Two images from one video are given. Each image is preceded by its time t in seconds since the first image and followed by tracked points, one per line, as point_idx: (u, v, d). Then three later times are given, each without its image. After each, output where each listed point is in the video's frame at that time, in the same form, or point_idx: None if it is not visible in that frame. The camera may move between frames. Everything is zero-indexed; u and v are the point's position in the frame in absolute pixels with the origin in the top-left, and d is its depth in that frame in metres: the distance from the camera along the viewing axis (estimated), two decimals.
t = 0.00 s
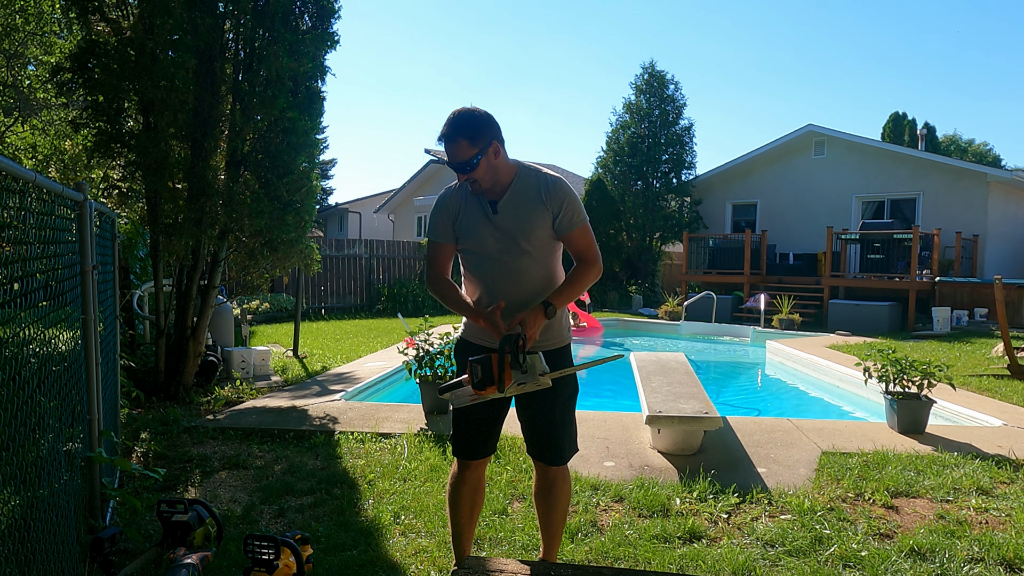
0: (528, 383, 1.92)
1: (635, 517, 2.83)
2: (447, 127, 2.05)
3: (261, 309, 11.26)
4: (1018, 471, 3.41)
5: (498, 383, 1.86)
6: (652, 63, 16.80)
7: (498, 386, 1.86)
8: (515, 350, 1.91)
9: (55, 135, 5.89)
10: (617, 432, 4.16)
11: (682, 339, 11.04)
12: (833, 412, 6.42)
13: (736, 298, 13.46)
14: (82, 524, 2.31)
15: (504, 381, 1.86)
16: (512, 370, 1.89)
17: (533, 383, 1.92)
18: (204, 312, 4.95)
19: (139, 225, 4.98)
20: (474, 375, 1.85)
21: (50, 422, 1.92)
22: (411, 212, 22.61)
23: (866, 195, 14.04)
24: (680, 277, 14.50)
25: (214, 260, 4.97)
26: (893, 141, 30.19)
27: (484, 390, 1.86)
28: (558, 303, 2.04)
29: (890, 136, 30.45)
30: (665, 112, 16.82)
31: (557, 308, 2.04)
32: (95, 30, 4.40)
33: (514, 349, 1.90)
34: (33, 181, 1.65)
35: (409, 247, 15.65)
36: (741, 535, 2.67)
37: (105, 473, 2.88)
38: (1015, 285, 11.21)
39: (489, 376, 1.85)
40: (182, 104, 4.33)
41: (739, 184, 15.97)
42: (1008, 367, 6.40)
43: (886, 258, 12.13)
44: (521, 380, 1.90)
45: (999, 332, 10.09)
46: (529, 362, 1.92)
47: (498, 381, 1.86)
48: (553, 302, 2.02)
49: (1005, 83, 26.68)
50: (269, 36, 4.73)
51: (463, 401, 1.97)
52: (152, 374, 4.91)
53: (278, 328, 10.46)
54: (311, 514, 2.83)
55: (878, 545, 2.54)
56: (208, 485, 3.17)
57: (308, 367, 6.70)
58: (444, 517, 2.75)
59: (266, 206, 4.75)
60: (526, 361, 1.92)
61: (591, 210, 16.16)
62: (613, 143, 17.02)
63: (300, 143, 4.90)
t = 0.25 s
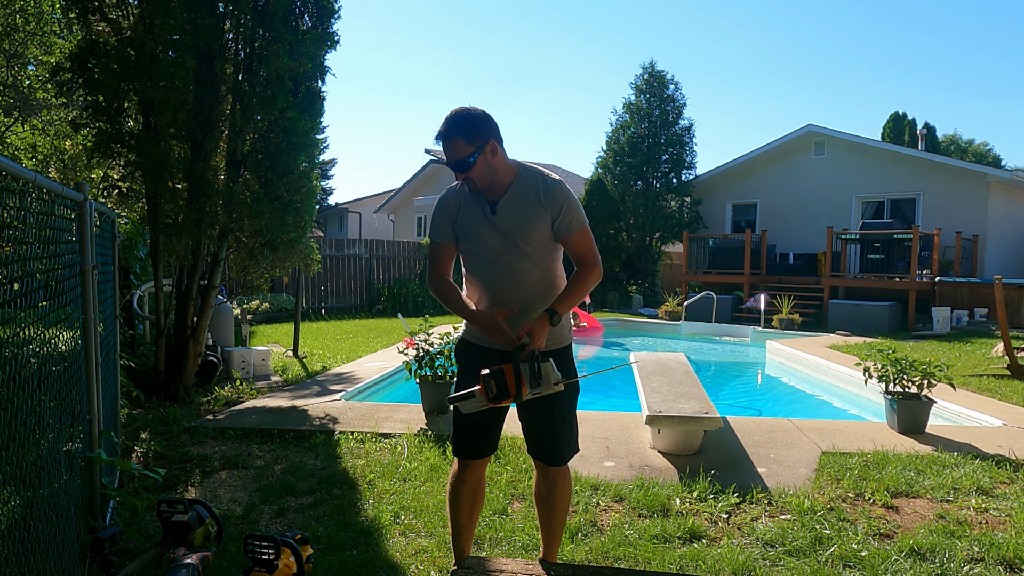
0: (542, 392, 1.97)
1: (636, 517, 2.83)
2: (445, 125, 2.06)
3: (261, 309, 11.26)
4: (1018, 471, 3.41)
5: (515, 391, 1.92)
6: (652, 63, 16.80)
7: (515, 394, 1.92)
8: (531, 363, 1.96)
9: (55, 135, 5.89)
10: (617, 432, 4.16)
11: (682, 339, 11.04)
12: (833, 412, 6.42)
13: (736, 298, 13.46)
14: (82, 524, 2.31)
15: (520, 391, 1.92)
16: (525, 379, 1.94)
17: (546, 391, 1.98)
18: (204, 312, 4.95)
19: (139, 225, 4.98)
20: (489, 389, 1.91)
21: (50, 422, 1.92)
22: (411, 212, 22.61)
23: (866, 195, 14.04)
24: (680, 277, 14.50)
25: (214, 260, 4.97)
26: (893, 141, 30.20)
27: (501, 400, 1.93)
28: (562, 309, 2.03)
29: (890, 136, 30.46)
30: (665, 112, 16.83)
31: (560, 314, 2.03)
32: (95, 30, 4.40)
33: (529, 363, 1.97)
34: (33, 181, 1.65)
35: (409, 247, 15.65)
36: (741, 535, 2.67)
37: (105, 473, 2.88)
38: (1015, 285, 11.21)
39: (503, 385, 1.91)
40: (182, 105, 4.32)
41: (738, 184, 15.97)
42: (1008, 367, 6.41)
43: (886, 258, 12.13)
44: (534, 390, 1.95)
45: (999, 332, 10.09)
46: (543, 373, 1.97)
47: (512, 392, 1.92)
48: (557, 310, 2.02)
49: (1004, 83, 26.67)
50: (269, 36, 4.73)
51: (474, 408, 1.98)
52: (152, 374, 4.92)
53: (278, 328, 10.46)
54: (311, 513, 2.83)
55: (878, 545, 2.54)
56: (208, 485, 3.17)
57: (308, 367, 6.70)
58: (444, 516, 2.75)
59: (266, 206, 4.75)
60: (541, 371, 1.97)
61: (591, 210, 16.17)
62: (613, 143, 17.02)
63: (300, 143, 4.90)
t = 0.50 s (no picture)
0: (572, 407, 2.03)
1: (636, 517, 2.83)
2: (448, 118, 2.10)
3: (261, 309, 11.26)
4: (1018, 470, 3.41)
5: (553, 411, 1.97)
6: (652, 64, 16.80)
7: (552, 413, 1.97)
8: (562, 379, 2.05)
9: (55, 135, 5.90)
10: (617, 432, 4.16)
11: (682, 339, 11.04)
12: (833, 412, 6.43)
13: (736, 297, 13.46)
14: (82, 524, 2.31)
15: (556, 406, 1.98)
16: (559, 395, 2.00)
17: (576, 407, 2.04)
18: (204, 312, 4.95)
19: (139, 225, 4.98)
20: (524, 403, 1.96)
21: (50, 422, 1.92)
22: (411, 212, 22.60)
23: (866, 195, 14.04)
24: (680, 277, 14.50)
25: (214, 260, 4.97)
26: (893, 141, 30.20)
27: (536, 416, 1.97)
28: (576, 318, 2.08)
29: (890, 136, 30.44)
30: (665, 112, 16.83)
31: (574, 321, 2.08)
32: (95, 30, 4.40)
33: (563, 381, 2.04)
34: (33, 181, 1.65)
35: (409, 247, 15.65)
36: (741, 535, 2.67)
37: (105, 473, 2.88)
38: (1015, 285, 11.21)
39: (541, 403, 1.96)
40: (182, 104, 4.32)
41: (738, 184, 15.97)
42: (1008, 367, 6.40)
43: (886, 258, 12.13)
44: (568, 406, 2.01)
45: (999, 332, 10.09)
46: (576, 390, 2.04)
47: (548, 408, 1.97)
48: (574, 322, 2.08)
49: (1004, 83, 26.66)
50: (269, 36, 4.73)
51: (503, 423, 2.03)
52: (152, 374, 4.92)
53: (278, 328, 10.46)
54: (311, 514, 2.83)
55: (878, 545, 2.54)
56: (208, 485, 3.17)
57: (308, 367, 6.70)
58: (444, 516, 2.75)
59: (266, 206, 4.75)
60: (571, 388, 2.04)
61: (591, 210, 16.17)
62: (613, 143, 17.02)
63: (300, 143, 4.90)
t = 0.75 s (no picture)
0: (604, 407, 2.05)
1: (636, 517, 2.83)
2: (462, 113, 2.12)
3: (261, 309, 11.26)
4: (1018, 471, 3.41)
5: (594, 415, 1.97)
6: (652, 64, 16.80)
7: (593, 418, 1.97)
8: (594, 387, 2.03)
9: (55, 134, 5.89)
10: (617, 432, 4.16)
11: (682, 339, 11.04)
12: (833, 412, 6.43)
13: (736, 297, 13.46)
14: (82, 524, 2.31)
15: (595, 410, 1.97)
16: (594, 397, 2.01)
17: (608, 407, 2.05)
18: (204, 312, 4.95)
19: (139, 225, 4.97)
20: (564, 411, 1.94)
21: (50, 422, 1.92)
22: (411, 212, 22.59)
23: (866, 195, 14.04)
24: (680, 277, 14.50)
25: (214, 260, 4.97)
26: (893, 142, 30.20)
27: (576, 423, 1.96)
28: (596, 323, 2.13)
29: (890, 136, 30.44)
30: (665, 112, 16.83)
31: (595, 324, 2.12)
32: (95, 30, 4.40)
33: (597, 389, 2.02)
34: (33, 181, 1.65)
35: (409, 247, 15.65)
36: (741, 535, 2.67)
37: (105, 473, 2.88)
38: (1015, 285, 11.21)
39: (581, 408, 1.95)
40: (182, 105, 4.32)
41: (738, 184, 15.97)
42: (1008, 368, 6.40)
43: (886, 258, 12.12)
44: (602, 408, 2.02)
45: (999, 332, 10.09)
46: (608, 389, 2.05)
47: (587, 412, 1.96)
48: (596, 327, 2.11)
49: (1004, 83, 26.67)
50: (269, 36, 4.73)
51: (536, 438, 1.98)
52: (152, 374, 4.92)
53: (278, 328, 10.46)
54: (311, 514, 2.82)
55: (878, 545, 2.54)
56: (208, 485, 3.17)
57: (308, 367, 6.70)
58: (444, 517, 2.75)
59: (266, 206, 4.75)
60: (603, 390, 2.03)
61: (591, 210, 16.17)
62: (613, 143, 17.02)
63: (300, 143, 4.90)
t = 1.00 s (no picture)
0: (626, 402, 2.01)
1: (636, 517, 2.83)
2: (492, 105, 2.14)
3: (261, 309, 11.26)
4: (1018, 471, 3.41)
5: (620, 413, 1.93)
6: (652, 64, 16.81)
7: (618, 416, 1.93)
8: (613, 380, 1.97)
9: (55, 135, 5.89)
10: (618, 432, 4.16)
11: (682, 339, 11.03)
12: (833, 412, 6.43)
13: (736, 297, 13.45)
14: (82, 524, 2.31)
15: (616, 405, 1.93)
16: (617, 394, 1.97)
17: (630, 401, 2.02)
18: (204, 312, 4.95)
19: (139, 225, 4.97)
20: (591, 412, 1.88)
21: (50, 422, 1.92)
22: (411, 212, 22.58)
23: (866, 195, 14.04)
24: (680, 277, 14.50)
25: (214, 260, 4.97)
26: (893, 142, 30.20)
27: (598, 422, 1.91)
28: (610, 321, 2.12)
29: (890, 136, 30.43)
30: (665, 112, 16.84)
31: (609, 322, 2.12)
32: (95, 30, 4.40)
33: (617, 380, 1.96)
34: (33, 181, 1.65)
35: (409, 247, 15.64)
36: (741, 535, 2.67)
37: (105, 473, 2.88)
38: (1015, 285, 11.21)
39: (607, 408, 1.89)
40: (181, 105, 4.32)
41: (738, 184, 15.97)
42: (1008, 368, 6.40)
43: (886, 258, 12.13)
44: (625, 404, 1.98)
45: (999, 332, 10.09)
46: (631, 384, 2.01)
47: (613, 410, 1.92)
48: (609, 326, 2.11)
49: (1004, 83, 26.66)
50: (269, 36, 4.73)
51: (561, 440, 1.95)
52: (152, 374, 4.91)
53: (278, 328, 10.46)
54: (311, 514, 2.83)
55: (878, 545, 2.54)
56: (208, 485, 3.17)
57: (308, 367, 6.70)
58: (444, 517, 2.75)
59: (266, 206, 4.75)
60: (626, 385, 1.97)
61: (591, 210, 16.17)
62: (613, 143, 17.02)
63: (300, 143, 4.90)
